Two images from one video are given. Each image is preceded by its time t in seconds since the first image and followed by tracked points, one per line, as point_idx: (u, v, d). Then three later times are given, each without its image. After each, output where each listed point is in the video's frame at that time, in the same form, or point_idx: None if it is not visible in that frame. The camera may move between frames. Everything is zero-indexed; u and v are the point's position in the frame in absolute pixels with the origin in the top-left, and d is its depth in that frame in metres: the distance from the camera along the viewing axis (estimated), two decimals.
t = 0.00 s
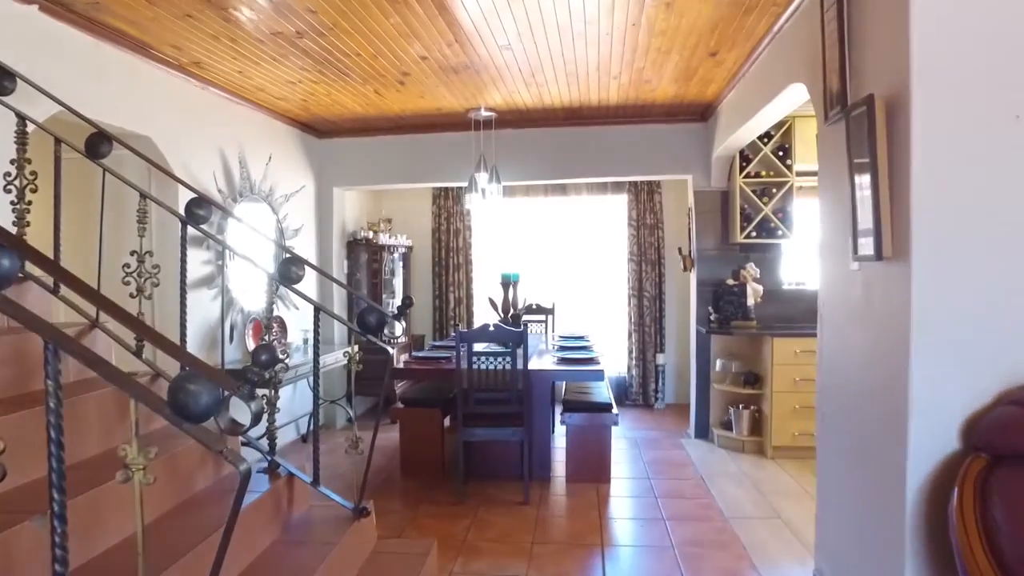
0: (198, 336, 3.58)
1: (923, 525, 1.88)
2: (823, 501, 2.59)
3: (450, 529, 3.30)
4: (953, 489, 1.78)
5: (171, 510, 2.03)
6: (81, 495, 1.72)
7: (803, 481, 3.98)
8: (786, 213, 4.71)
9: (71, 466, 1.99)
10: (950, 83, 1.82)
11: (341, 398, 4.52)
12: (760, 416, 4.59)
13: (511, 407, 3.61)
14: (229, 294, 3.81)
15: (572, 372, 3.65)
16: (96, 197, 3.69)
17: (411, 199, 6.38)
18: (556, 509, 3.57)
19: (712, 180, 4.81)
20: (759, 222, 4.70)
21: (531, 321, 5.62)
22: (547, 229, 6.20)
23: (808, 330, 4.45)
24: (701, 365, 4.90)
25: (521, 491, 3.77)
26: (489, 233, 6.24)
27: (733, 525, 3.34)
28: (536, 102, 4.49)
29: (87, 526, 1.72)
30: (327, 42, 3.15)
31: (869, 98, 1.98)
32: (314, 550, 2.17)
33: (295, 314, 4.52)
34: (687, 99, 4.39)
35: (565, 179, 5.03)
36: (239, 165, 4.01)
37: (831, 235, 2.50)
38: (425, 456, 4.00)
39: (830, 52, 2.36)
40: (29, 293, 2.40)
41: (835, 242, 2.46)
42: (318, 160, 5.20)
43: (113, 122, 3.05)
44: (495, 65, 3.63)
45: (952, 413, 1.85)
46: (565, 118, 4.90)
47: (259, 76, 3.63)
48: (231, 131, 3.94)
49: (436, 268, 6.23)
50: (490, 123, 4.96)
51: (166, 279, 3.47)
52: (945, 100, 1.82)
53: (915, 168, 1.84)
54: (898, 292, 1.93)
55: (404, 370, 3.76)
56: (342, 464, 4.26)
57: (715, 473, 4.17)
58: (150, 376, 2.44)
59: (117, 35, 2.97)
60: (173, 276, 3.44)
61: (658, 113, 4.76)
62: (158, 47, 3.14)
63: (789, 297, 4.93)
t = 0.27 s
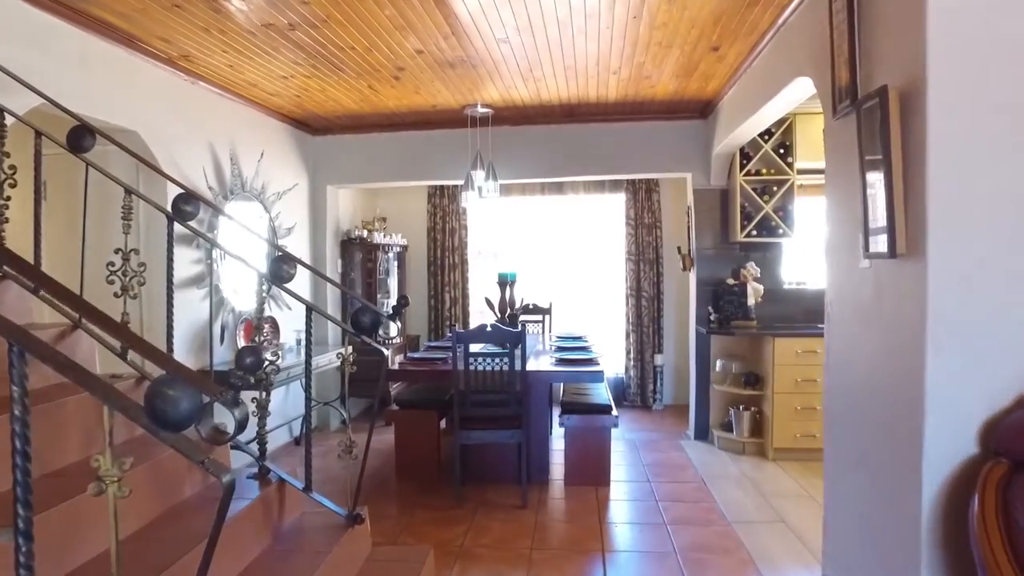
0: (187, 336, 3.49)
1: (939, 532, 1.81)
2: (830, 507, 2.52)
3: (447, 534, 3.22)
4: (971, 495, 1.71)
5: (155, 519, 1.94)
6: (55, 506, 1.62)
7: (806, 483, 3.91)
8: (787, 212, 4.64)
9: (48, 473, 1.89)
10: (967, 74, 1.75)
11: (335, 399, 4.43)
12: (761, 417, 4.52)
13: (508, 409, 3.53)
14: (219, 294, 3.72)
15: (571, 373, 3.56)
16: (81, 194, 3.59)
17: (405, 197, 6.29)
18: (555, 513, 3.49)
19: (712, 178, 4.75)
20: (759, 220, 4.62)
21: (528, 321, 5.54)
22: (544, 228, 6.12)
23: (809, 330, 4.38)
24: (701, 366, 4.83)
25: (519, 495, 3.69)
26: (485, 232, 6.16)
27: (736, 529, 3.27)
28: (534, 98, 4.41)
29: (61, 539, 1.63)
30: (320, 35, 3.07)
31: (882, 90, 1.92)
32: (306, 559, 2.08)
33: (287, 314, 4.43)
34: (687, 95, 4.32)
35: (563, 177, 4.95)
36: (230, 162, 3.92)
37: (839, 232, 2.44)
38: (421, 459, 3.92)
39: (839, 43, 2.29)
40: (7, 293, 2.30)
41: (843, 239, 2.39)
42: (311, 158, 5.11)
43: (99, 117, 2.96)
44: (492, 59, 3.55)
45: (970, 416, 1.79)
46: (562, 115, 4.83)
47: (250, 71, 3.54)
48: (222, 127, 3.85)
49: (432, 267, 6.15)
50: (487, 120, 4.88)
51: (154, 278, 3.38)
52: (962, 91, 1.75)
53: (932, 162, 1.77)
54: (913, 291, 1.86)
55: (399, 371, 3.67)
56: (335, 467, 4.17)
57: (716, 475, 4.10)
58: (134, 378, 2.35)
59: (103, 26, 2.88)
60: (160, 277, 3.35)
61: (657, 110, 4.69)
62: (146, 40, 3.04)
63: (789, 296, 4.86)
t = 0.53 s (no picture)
0: (175, 338, 3.40)
1: (958, 542, 1.73)
2: (839, 513, 2.45)
3: (443, 541, 3.14)
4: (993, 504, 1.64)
5: (134, 534, 1.84)
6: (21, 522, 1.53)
7: (808, 487, 3.84)
8: (788, 210, 4.57)
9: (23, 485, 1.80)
10: (987, 64, 1.68)
11: (328, 402, 4.34)
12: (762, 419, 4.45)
13: (505, 412, 3.45)
14: (209, 294, 3.63)
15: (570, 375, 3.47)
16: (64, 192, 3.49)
17: (400, 196, 6.20)
18: (553, 518, 3.41)
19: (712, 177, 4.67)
20: (760, 219, 4.55)
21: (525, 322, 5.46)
22: (540, 228, 6.04)
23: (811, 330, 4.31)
24: (701, 367, 4.76)
25: (517, 500, 3.61)
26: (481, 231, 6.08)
27: (739, 535, 3.19)
28: (531, 95, 4.33)
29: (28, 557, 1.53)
30: (313, 28, 2.98)
31: (897, 83, 1.84)
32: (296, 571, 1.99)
33: (279, 315, 4.34)
34: (687, 92, 4.25)
35: (561, 175, 4.87)
36: (220, 159, 3.82)
37: (847, 231, 2.37)
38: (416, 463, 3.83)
39: (848, 35, 2.21)
40: None
41: (851, 238, 2.32)
42: (304, 156, 5.02)
43: (84, 111, 2.87)
44: (490, 54, 3.46)
45: (990, 422, 1.72)
46: (560, 112, 4.75)
47: (240, 65, 3.44)
48: (211, 123, 3.75)
49: (427, 267, 6.06)
50: (483, 117, 4.80)
51: (141, 278, 3.28)
52: (981, 83, 1.68)
53: (951, 157, 1.70)
54: (929, 291, 1.79)
55: (393, 373, 3.58)
56: (329, 471, 4.08)
57: (716, 478, 4.03)
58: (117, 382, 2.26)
59: (87, 18, 2.78)
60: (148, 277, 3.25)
61: (657, 107, 4.62)
62: (132, 32, 2.95)
63: (790, 296, 4.80)
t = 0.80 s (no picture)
0: (161, 341, 3.29)
1: (980, 555, 1.66)
2: (849, 522, 2.36)
3: (438, 549, 3.05)
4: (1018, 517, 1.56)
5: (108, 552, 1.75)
6: None
7: (811, 491, 3.77)
8: (789, 209, 4.49)
9: None
10: (1012, 54, 1.60)
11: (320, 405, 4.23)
12: (763, 422, 4.38)
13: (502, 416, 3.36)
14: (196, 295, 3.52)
15: (568, 378, 3.38)
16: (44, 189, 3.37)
17: (393, 195, 6.09)
18: (551, 525, 3.32)
19: (712, 175, 4.59)
20: (760, 218, 4.48)
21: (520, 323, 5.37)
22: (536, 227, 5.95)
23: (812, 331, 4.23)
24: (700, 369, 4.68)
25: (513, 506, 3.51)
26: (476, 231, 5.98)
27: (742, 542, 3.11)
28: (528, 92, 4.25)
29: None
30: (302, 19, 2.87)
31: (915, 74, 1.76)
32: None
33: (269, 317, 4.24)
34: (687, 88, 4.17)
35: (557, 173, 4.78)
36: (208, 156, 3.71)
37: (857, 230, 2.29)
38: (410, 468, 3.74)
39: (860, 26, 2.13)
40: None
41: (862, 237, 2.24)
42: (295, 153, 4.91)
43: (65, 105, 2.76)
44: (486, 48, 3.37)
45: (1013, 429, 1.64)
46: (556, 110, 4.66)
47: (228, 59, 3.34)
48: (199, 119, 3.64)
49: (421, 267, 5.95)
50: (478, 114, 4.70)
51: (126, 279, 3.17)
52: (1006, 74, 1.60)
53: (973, 152, 1.62)
54: (950, 292, 1.71)
55: (387, 376, 3.48)
56: (320, 476, 3.98)
57: (716, 483, 3.95)
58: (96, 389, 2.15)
59: (69, 7, 2.68)
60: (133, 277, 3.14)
61: (655, 104, 4.54)
62: (114, 23, 2.84)
63: (790, 297, 4.73)
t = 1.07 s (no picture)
0: (146, 342, 3.19)
1: (999, 568, 1.59)
2: (857, 529, 2.30)
3: (432, 557, 2.96)
4: None
5: None
6: None
7: (812, 495, 3.70)
8: (788, 208, 4.43)
9: None
10: None
11: (311, 408, 4.13)
12: (762, 424, 4.31)
13: (497, 420, 3.27)
14: (183, 296, 3.42)
15: (564, 381, 3.29)
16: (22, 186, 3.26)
17: (385, 194, 5.99)
18: (548, 531, 3.24)
19: (709, 173, 4.53)
20: (759, 218, 4.42)
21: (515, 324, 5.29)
22: (530, 226, 5.87)
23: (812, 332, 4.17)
24: (697, 370, 4.61)
25: (509, 512, 3.43)
26: (470, 230, 5.89)
27: (744, 548, 3.04)
28: (524, 88, 4.17)
29: None
30: (291, 11, 2.78)
31: (931, 64, 1.69)
32: None
33: (258, 318, 4.14)
34: (685, 85, 4.10)
35: (552, 171, 4.70)
36: (195, 152, 3.61)
37: (866, 228, 2.22)
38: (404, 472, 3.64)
39: (871, 17, 2.06)
40: None
41: (871, 235, 2.17)
42: (285, 151, 4.81)
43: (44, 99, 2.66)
44: (480, 42, 3.29)
45: None
46: (552, 107, 4.58)
47: (215, 53, 3.24)
48: (185, 114, 3.54)
49: (414, 267, 5.86)
50: (473, 112, 4.62)
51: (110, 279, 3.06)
52: None
53: (995, 145, 1.55)
54: (969, 292, 1.64)
55: (379, 379, 3.38)
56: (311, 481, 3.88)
57: (716, 486, 3.88)
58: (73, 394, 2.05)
59: None
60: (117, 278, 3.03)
61: (652, 101, 4.47)
62: (96, 14, 2.74)
63: (789, 297, 4.67)
